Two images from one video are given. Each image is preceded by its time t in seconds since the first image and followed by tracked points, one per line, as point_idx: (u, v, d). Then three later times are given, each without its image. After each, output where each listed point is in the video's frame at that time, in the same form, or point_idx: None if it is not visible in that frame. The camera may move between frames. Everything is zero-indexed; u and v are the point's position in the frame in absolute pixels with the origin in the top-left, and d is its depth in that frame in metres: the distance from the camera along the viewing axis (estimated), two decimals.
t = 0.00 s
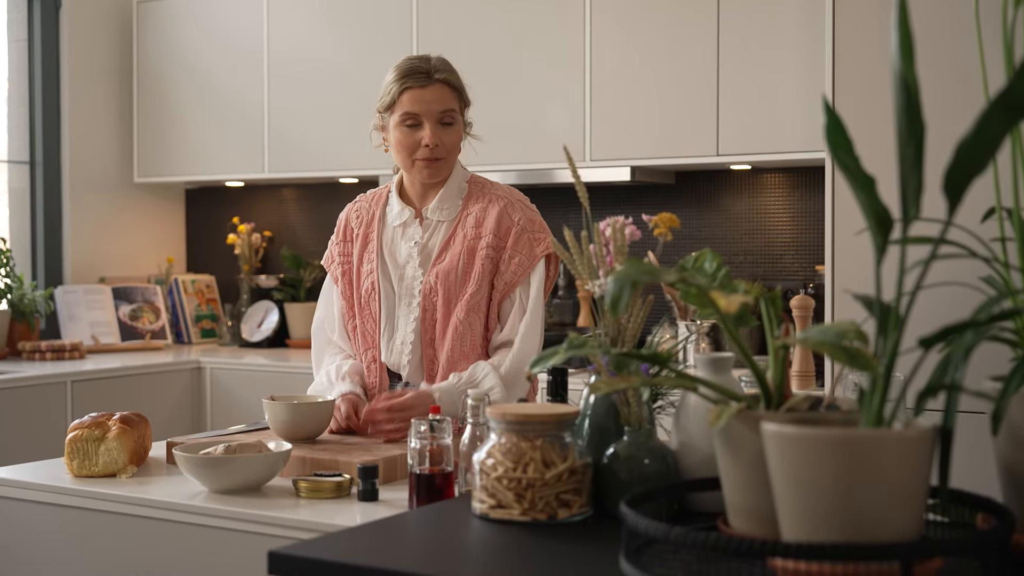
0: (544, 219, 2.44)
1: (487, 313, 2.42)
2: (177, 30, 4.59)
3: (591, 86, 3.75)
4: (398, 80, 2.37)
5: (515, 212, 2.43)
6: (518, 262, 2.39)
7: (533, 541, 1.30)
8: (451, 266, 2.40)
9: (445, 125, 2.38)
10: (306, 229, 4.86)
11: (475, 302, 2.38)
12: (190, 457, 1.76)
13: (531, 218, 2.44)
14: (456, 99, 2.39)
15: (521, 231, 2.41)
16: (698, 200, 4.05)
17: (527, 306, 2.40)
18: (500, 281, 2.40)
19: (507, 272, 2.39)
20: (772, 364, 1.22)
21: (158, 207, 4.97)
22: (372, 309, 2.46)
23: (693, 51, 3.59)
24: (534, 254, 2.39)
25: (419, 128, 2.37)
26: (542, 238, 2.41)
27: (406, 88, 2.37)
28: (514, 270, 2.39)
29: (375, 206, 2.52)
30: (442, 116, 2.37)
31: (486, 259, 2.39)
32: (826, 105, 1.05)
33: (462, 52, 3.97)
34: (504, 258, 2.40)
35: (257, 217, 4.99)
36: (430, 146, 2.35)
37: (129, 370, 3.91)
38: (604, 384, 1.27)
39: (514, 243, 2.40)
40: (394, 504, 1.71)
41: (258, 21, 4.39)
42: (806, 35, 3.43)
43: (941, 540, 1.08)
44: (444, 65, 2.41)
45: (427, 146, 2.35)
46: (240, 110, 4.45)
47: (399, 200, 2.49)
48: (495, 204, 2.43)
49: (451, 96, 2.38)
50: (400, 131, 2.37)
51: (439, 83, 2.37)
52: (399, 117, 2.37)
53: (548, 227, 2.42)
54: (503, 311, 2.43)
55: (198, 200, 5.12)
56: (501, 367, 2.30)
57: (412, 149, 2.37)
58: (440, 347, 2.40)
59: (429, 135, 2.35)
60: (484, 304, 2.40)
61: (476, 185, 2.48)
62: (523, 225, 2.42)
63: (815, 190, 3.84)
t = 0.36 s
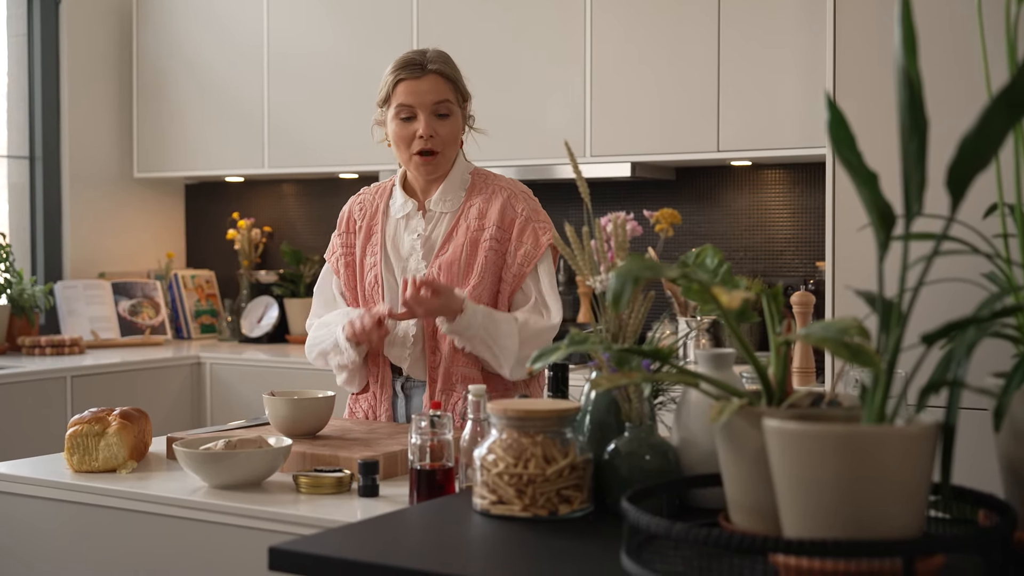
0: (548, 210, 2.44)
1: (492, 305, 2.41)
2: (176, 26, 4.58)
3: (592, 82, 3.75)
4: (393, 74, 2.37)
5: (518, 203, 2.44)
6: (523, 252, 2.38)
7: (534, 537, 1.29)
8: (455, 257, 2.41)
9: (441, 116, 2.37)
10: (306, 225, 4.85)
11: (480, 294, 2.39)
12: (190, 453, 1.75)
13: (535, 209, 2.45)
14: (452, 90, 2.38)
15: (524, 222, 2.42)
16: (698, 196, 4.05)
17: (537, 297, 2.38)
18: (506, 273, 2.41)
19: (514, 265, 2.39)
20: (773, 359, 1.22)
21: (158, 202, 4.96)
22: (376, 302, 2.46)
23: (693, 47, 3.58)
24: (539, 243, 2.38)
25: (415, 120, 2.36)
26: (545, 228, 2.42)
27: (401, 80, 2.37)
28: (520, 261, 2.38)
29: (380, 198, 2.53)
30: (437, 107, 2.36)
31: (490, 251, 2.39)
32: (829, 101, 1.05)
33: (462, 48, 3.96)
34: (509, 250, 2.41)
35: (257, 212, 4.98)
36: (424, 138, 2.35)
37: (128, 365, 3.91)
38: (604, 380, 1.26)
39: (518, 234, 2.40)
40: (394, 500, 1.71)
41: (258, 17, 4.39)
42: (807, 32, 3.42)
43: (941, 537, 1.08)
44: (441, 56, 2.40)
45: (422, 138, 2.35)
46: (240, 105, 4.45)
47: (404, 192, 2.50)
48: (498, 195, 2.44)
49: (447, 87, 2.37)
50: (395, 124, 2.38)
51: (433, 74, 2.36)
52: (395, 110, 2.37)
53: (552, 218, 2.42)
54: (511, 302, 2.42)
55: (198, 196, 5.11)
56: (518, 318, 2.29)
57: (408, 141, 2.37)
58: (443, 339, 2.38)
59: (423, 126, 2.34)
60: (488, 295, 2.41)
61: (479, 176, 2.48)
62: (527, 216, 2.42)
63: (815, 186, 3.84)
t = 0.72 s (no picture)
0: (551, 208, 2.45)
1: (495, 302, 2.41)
2: (176, 21, 4.57)
3: (591, 79, 3.74)
4: (396, 69, 2.37)
5: (521, 201, 2.44)
6: (527, 250, 2.39)
7: (533, 534, 1.29)
8: (458, 254, 2.41)
9: (443, 110, 2.36)
10: (305, 221, 4.85)
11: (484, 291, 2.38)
12: (189, 449, 1.75)
13: (538, 207, 2.45)
14: (454, 84, 2.38)
15: (527, 220, 2.41)
16: (698, 193, 4.05)
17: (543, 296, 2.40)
18: (509, 271, 2.41)
19: (517, 262, 2.40)
20: (772, 356, 1.22)
21: (157, 198, 4.95)
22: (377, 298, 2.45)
23: (694, 44, 3.58)
24: (542, 240, 2.38)
25: (418, 114, 2.36)
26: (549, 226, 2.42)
27: (404, 75, 2.36)
28: (524, 260, 2.39)
29: (381, 194, 2.53)
30: (440, 101, 2.36)
31: (494, 248, 2.39)
32: (830, 97, 1.05)
33: (462, 44, 3.96)
34: (513, 247, 2.40)
35: (256, 208, 4.98)
36: (427, 131, 2.34)
37: (127, 361, 3.90)
38: (603, 377, 1.26)
39: (522, 232, 2.40)
40: (393, 497, 1.70)
41: (257, 12, 4.38)
42: (808, 29, 3.42)
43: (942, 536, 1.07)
44: (443, 51, 2.40)
45: (425, 131, 2.34)
46: (239, 101, 4.44)
47: (405, 188, 2.49)
48: (501, 193, 2.44)
49: (450, 81, 2.37)
50: (398, 118, 2.37)
51: (436, 68, 2.36)
52: (398, 104, 2.36)
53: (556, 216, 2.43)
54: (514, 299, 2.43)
55: (197, 191, 5.11)
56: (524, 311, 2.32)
57: (411, 135, 2.36)
58: (446, 336, 2.39)
59: (426, 119, 2.34)
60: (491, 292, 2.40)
61: (482, 174, 2.49)
62: (531, 214, 2.42)
63: (816, 184, 3.83)
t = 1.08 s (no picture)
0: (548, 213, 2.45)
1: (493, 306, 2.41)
2: (169, 24, 4.57)
3: (585, 83, 3.74)
4: (392, 73, 2.37)
5: (519, 205, 2.44)
6: (525, 255, 2.39)
7: (526, 539, 1.29)
8: (455, 259, 2.41)
9: (440, 114, 2.36)
10: (299, 225, 4.84)
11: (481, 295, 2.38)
12: (181, 454, 1.75)
13: (536, 212, 2.45)
14: (451, 88, 2.38)
15: (526, 224, 2.41)
16: (692, 198, 4.05)
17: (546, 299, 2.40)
18: (508, 275, 2.41)
19: (516, 267, 2.40)
20: (765, 361, 1.21)
21: (150, 202, 4.94)
22: (370, 302, 2.44)
23: (688, 48, 3.58)
24: (540, 245, 2.38)
25: (414, 118, 2.36)
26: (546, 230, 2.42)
27: (400, 79, 2.36)
28: (522, 264, 2.39)
29: (375, 199, 2.52)
30: (436, 105, 2.36)
31: (492, 253, 2.39)
32: (823, 102, 1.05)
33: (456, 48, 3.96)
34: (511, 252, 2.41)
35: (249, 212, 4.97)
36: (424, 135, 2.34)
37: (120, 365, 3.89)
38: (598, 382, 1.26)
39: (520, 236, 2.40)
40: (386, 501, 1.70)
41: (250, 16, 4.38)
42: (801, 33, 3.42)
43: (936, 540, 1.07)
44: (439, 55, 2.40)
45: (422, 135, 2.34)
46: (232, 105, 4.44)
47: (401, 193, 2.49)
48: (498, 198, 2.44)
49: (446, 85, 2.37)
50: (395, 122, 2.37)
51: (432, 72, 2.36)
52: (395, 108, 2.36)
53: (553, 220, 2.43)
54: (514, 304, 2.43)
55: (190, 195, 5.10)
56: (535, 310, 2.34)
57: (408, 140, 2.36)
58: (443, 341, 2.39)
59: (423, 124, 2.33)
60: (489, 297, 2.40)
61: (478, 178, 2.48)
62: (528, 219, 2.42)
63: (809, 188, 3.84)
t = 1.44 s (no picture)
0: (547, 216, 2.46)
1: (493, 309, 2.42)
2: (165, 30, 4.57)
3: (581, 86, 3.75)
4: (393, 81, 2.36)
5: (517, 209, 2.45)
6: (523, 259, 2.40)
7: (523, 542, 1.29)
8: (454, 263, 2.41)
9: (441, 123, 2.36)
10: (296, 229, 4.84)
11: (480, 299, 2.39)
12: (179, 459, 1.75)
13: (534, 216, 2.46)
14: (452, 97, 2.37)
15: (523, 228, 2.42)
16: (689, 200, 4.05)
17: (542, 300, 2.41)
18: (507, 279, 2.42)
19: (514, 272, 2.41)
20: (762, 363, 1.22)
21: (147, 207, 4.94)
22: (370, 306, 2.44)
23: (683, 50, 3.59)
24: (538, 249, 2.39)
25: (415, 127, 2.36)
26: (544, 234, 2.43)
27: (401, 88, 2.35)
28: (521, 268, 2.40)
29: (373, 204, 2.52)
30: (437, 115, 2.35)
31: (490, 257, 2.40)
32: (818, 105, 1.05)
33: (452, 52, 3.97)
34: (509, 256, 2.41)
35: (246, 217, 4.97)
36: (424, 146, 2.34)
37: (117, 371, 3.89)
38: (594, 384, 1.26)
39: (519, 240, 2.41)
40: (384, 506, 1.70)
41: (246, 21, 4.38)
42: (796, 35, 3.43)
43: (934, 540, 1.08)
44: (440, 62, 2.39)
45: (423, 145, 2.34)
46: (229, 110, 4.44)
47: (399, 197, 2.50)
48: (496, 202, 2.45)
49: (447, 95, 2.36)
50: (395, 130, 2.37)
51: (434, 82, 2.35)
52: (395, 117, 2.36)
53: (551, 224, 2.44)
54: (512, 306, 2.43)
55: (187, 201, 5.10)
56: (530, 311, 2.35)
57: (408, 148, 2.36)
58: (442, 345, 2.39)
59: (424, 134, 2.33)
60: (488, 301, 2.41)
61: (476, 183, 2.49)
62: (527, 222, 2.43)
63: (805, 190, 3.84)
